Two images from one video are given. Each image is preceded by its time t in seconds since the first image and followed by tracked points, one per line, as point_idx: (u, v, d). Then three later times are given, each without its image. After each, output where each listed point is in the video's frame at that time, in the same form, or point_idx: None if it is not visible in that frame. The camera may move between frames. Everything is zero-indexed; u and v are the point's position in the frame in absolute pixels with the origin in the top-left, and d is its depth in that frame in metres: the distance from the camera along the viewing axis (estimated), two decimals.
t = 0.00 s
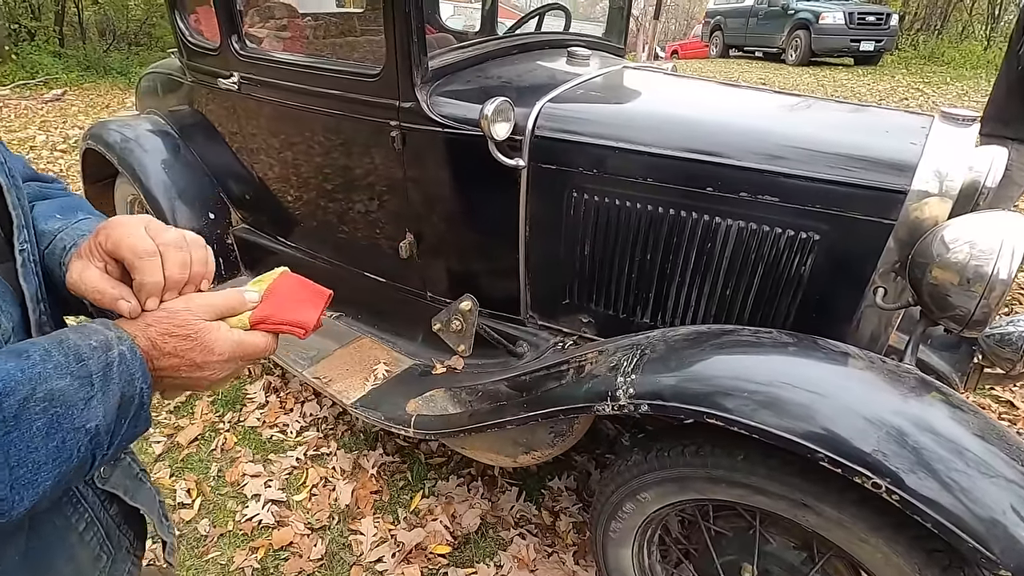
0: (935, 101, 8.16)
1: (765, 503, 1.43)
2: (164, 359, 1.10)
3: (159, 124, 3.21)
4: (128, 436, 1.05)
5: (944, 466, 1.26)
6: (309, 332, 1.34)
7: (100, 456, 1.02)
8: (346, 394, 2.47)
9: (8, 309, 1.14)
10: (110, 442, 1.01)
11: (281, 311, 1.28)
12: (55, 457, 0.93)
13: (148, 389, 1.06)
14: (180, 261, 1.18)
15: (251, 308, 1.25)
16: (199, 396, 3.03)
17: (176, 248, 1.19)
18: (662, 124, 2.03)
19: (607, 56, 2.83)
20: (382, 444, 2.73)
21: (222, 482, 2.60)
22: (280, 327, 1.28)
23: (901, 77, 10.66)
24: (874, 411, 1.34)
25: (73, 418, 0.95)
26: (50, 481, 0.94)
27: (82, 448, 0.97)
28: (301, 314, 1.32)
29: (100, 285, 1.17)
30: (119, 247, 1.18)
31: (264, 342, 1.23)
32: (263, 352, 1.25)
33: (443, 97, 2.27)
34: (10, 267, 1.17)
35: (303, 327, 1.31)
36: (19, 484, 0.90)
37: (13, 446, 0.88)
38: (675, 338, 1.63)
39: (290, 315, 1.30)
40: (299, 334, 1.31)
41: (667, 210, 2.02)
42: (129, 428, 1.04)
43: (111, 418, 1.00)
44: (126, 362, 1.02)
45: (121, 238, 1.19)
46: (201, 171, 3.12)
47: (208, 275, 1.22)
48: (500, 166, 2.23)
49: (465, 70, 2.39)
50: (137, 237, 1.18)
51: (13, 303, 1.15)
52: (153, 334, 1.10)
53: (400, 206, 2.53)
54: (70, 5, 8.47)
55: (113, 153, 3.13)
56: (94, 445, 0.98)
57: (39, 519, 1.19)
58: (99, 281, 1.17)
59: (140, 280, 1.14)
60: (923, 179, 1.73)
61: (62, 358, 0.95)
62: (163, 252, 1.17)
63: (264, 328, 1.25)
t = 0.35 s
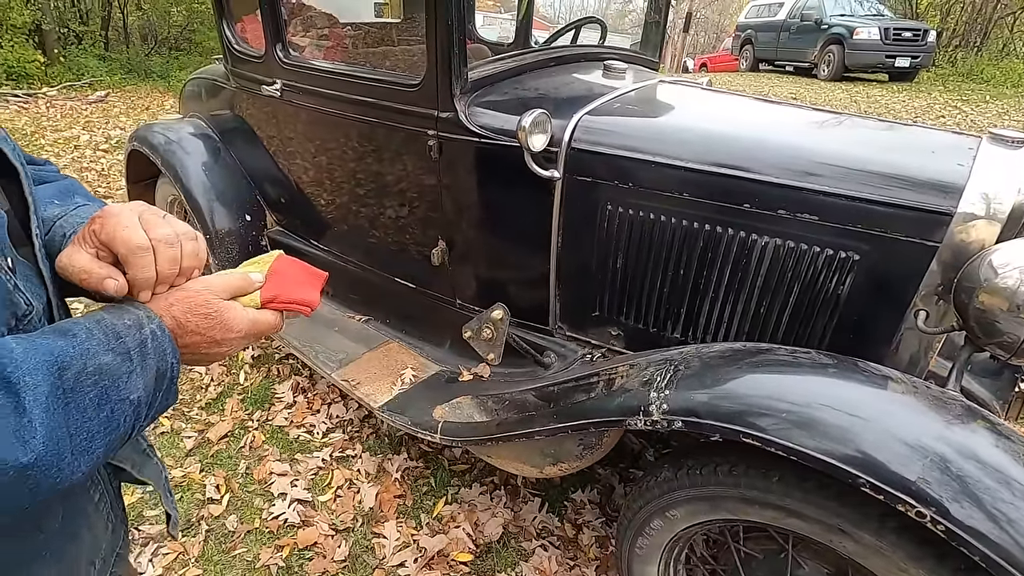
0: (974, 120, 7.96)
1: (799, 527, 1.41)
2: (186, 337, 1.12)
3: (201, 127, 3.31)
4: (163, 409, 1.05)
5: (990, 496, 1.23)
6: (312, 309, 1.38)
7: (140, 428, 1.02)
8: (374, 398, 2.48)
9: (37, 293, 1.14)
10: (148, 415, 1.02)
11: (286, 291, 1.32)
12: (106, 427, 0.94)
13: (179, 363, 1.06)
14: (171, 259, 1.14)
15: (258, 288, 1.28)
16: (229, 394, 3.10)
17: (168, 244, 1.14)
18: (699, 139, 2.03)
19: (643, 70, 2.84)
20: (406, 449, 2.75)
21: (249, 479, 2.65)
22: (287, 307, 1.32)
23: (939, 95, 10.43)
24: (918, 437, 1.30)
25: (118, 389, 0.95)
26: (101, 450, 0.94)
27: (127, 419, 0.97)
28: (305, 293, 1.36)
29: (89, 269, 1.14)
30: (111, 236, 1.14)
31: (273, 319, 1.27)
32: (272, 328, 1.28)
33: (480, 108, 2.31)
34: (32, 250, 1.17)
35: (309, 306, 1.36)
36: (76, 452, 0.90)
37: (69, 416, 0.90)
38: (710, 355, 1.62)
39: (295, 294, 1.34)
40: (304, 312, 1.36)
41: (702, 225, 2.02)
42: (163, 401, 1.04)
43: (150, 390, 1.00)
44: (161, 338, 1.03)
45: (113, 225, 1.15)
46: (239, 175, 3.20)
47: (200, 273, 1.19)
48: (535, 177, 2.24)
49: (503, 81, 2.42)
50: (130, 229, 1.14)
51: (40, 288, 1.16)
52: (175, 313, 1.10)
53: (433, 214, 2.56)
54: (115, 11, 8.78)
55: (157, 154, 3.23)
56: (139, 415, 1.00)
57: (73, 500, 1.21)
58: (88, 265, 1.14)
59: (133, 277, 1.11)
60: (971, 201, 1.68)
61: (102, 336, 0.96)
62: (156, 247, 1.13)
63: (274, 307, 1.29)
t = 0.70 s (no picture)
0: (997, 128, 7.81)
1: (828, 540, 1.39)
2: (230, 311, 1.16)
3: (225, 132, 3.36)
4: (216, 377, 1.09)
5: None
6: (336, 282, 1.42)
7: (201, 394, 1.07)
8: (393, 402, 2.48)
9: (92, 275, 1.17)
10: (207, 382, 1.06)
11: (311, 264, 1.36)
12: (177, 389, 0.99)
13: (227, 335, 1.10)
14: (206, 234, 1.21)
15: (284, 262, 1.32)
16: (250, 396, 3.13)
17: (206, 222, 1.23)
18: (723, 147, 2.02)
19: (664, 77, 2.83)
20: (424, 453, 2.75)
21: (270, 481, 2.67)
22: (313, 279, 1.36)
23: (961, 102, 10.25)
24: (953, 451, 1.28)
25: (183, 355, 1.00)
26: (174, 411, 0.99)
27: (192, 384, 1.02)
28: (329, 266, 1.40)
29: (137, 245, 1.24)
30: (155, 215, 1.23)
31: (305, 292, 1.30)
32: (304, 299, 1.32)
33: (503, 115, 2.32)
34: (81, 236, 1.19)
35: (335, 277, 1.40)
36: (156, 410, 0.95)
37: (147, 378, 0.94)
38: (736, 364, 1.61)
39: (320, 267, 1.38)
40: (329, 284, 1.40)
41: (727, 233, 2.01)
42: (216, 368, 1.08)
43: (208, 356, 1.05)
44: (212, 311, 1.07)
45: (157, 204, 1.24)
46: (262, 180, 3.23)
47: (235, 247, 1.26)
48: (557, 183, 2.25)
49: (525, 89, 2.43)
50: (171, 208, 1.22)
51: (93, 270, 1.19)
52: (219, 289, 1.14)
53: (454, 220, 2.57)
54: (138, 18, 8.95)
55: (182, 159, 3.28)
56: (202, 379, 1.04)
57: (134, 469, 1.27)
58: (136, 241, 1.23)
59: (176, 251, 1.19)
60: (1006, 211, 1.65)
61: (163, 307, 1.00)
62: (195, 224, 1.21)
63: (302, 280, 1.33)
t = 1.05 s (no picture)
0: (1015, 134, 7.72)
1: (854, 554, 1.37)
2: (254, 319, 1.16)
3: (243, 141, 3.41)
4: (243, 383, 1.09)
5: None
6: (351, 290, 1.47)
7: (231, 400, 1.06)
8: (408, 409, 2.47)
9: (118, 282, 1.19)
10: (236, 388, 1.06)
11: (328, 272, 1.40)
12: (211, 395, 0.98)
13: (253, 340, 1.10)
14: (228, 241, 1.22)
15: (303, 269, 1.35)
16: (265, 402, 3.15)
17: (231, 230, 1.24)
18: (742, 155, 2.01)
19: (679, 85, 2.83)
20: (439, 461, 2.75)
21: (286, 487, 2.68)
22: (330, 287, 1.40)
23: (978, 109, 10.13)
24: (983, 463, 1.26)
25: (216, 361, 0.99)
26: (209, 417, 0.98)
27: (224, 389, 1.01)
28: (344, 274, 1.45)
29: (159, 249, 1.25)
30: (179, 223, 1.25)
31: (322, 299, 1.32)
32: (321, 306, 1.34)
33: (520, 123, 2.33)
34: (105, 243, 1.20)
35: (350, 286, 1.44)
36: (193, 416, 0.94)
37: (185, 384, 0.93)
38: (757, 374, 1.60)
39: (336, 275, 1.42)
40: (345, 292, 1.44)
41: (747, 241, 1.99)
42: (243, 374, 1.08)
43: (237, 362, 1.04)
44: (239, 317, 1.07)
45: (183, 210, 1.26)
46: (279, 188, 3.26)
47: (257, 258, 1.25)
48: (574, 191, 2.25)
49: (542, 98, 2.44)
50: (196, 217, 1.24)
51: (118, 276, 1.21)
52: (245, 296, 1.14)
53: (470, 227, 2.58)
54: (156, 29, 9.10)
55: (201, 167, 3.33)
56: (233, 385, 1.04)
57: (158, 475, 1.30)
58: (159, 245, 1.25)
59: (198, 259, 1.19)
60: None
61: (194, 314, 1.00)
62: (219, 234, 1.22)
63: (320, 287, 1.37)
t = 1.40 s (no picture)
0: (1018, 139, 7.70)
1: (860, 565, 1.36)
2: (247, 334, 1.06)
3: (246, 148, 3.43)
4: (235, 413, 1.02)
5: None
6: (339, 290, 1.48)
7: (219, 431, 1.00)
8: (410, 416, 2.46)
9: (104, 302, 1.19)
10: (225, 418, 0.99)
11: (313, 276, 1.40)
12: (193, 428, 0.92)
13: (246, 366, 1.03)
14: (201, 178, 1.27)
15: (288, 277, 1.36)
16: (268, 409, 3.15)
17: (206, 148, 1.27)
18: (745, 162, 2.01)
19: (681, 92, 2.83)
20: (441, 468, 2.74)
21: (288, 495, 2.67)
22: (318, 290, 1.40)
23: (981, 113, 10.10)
24: (990, 474, 1.24)
25: (200, 391, 0.93)
26: (190, 451, 0.93)
27: (210, 421, 0.95)
28: (329, 276, 1.45)
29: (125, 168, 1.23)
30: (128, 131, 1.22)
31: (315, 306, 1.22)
32: (314, 313, 1.24)
33: (522, 131, 2.33)
34: (91, 263, 1.18)
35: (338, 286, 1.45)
36: (171, 451, 0.89)
37: (164, 417, 0.88)
38: (761, 383, 1.58)
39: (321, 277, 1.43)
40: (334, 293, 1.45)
41: (749, 249, 1.99)
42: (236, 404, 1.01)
43: (226, 392, 0.98)
44: (230, 343, 1.00)
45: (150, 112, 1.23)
46: (283, 196, 3.30)
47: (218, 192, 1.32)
48: (576, 199, 2.25)
49: (543, 105, 2.45)
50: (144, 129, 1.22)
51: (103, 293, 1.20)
52: (232, 311, 1.04)
53: (472, 234, 2.58)
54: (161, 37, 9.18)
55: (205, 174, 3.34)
56: (221, 417, 0.98)
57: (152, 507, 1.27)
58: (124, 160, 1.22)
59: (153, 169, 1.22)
60: None
61: (181, 340, 0.94)
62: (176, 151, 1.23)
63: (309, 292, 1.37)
